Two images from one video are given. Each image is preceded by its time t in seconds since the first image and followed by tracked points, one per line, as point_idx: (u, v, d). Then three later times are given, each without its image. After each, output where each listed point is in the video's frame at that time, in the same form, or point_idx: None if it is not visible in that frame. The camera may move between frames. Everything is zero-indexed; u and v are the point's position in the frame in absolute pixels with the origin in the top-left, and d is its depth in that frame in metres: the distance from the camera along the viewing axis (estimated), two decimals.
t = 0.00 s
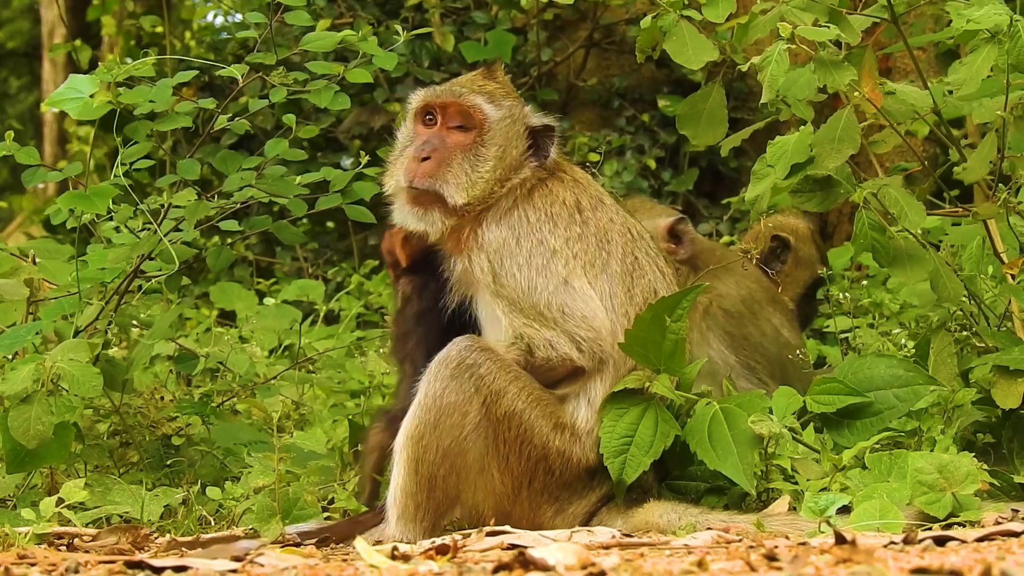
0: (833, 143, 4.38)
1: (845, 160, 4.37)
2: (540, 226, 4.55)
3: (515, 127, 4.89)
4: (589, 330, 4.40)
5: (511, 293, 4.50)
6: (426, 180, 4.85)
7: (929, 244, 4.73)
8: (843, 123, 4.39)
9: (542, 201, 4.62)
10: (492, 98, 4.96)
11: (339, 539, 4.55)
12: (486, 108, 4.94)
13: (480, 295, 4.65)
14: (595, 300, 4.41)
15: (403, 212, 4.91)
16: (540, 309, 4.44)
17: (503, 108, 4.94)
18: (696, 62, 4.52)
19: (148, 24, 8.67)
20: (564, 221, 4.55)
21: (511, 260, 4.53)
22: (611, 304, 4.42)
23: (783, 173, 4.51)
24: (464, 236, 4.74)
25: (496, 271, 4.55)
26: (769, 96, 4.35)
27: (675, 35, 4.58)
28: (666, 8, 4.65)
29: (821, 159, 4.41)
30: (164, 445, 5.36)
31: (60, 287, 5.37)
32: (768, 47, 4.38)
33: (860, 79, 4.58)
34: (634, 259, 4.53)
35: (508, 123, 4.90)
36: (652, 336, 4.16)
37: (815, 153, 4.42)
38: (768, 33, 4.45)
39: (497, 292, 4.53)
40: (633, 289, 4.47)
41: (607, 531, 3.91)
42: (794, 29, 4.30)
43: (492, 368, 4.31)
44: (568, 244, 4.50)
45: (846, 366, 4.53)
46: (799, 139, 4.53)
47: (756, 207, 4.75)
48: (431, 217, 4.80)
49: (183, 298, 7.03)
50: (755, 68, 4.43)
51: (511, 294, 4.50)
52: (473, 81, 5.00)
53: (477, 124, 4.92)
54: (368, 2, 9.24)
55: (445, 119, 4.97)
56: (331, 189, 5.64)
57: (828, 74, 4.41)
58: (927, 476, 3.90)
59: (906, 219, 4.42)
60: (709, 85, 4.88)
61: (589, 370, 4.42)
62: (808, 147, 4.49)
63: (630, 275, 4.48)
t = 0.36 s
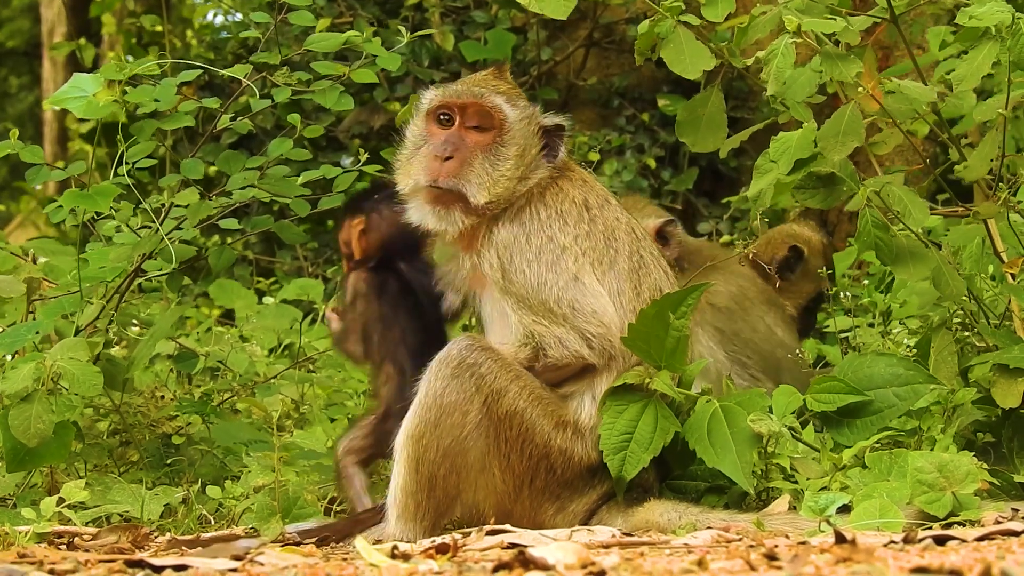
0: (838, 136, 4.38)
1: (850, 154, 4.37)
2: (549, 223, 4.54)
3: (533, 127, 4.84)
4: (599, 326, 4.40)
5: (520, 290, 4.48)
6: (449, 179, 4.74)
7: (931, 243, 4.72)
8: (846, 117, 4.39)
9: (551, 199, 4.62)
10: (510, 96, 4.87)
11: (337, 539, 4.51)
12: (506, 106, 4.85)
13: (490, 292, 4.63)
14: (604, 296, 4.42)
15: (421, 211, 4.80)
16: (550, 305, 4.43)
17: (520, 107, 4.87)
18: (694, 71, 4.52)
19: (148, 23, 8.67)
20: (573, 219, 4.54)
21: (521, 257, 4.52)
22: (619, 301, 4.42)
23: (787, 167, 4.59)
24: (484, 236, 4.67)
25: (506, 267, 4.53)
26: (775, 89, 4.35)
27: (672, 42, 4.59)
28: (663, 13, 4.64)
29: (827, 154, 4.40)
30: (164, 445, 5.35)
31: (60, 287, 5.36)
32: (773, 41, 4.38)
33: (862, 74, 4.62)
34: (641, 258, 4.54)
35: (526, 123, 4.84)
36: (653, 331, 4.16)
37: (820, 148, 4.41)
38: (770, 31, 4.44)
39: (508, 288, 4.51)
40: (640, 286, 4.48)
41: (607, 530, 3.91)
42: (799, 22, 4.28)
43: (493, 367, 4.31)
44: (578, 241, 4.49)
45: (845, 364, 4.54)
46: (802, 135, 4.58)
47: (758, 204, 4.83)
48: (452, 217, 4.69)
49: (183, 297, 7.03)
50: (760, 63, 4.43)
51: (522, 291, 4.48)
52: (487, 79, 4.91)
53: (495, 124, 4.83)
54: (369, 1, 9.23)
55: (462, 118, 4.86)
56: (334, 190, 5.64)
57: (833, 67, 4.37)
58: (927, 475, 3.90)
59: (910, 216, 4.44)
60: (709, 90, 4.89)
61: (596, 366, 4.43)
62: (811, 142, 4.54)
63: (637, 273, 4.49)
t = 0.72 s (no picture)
0: (829, 141, 4.38)
1: (842, 158, 4.38)
2: (551, 222, 4.56)
3: (538, 128, 4.81)
4: (600, 323, 4.40)
5: (520, 289, 4.49)
6: (461, 181, 4.68)
7: (929, 243, 4.72)
8: (839, 122, 4.38)
9: (552, 198, 4.62)
10: (515, 96, 4.81)
11: (337, 538, 4.47)
12: (512, 105, 4.79)
13: (490, 292, 4.62)
14: (605, 295, 4.43)
15: (430, 214, 4.73)
16: (551, 302, 4.44)
17: (526, 106, 4.81)
18: (686, 74, 4.52)
19: (148, 23, 8.66)
20: (574, 217, 4.55)
21: (523, 255, 4.53)
22: (619, 299, 4.45)
23: (781, 171, 4.56)
24: (491, 236, 4.64)
25: (509, 266, 4.53)
26: (766, 93, 4.32)
27: (666, 45, 4.60)
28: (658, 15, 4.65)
29: (819, 158, 4.41)
30: (164, 444, 5.34)
31: (60, 286, 5.35)
32: (765, 45, 4.37)
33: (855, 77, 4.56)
34: (639, 256, 4.57)
35: (532, 122, 4.79)
36: (653, 328, 4.16)
37: (814, 151, 4.42)
38: (764, 35, 4.45)
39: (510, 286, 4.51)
40: (638, 284, 4.51)
41: (607, 528, 3.91)
42: (789, 27, 4.30)
43: (493, 365, 4.31)
44: (580, 240, 4.49)
45: (843, 362, 4.54)
46: (798, 137, 4.56)
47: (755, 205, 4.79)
48: (463, 219, 4.65)
49: (183, 297, 7.02)
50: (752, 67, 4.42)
51: (524, 290, 4.49)
52: (493, 79, 4.85)
53: (502, 125, 4.77)
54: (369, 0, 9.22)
55: (469, 119, 4.79)
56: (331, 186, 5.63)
57: (823, 72, 4.41)
58: (927, 474, 3.91)
59: (907, 217, 4.45)
60: (704, 93, 4.89)
61: (595, 364, 4.44)
62: (806, 145, 4.53)
63: (636, 270, 4.53)
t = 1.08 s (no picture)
0: (830, 140, 4.38)
1: (843, 157, 4.38)
2: (547, 222, 4.57)
3: (538, 129, 4.81)
4: (590, 326, 4.41)
5: (513, 290, 4.49)
6: (463, 181, 4.68)
7: (928, 243, 4.71)
8: (840, 121, 4.38)
9: (548, 198, 4.64)
10: (515, 97, 4.82)
11: (337, 537, 4.48)
12: (513, 106, 4.79)
13: (483, 294, 4.63)
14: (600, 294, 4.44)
15: (431, 213, 4.73)
16: (547, 301, 4.44)
17: (526, 108, 4.82)
18: (689, 71, 4.53)
19: (148, 23, 8.66)
20: (570, 217, 4.55)
21: (519, 255, 4.53)
22: (613, 298, 4.46)
23: (781, 171, 4.59)
24: (488, 238, 4.65)
25: (505, 266, 4.53)
26: (767, 92, 4.34)
27: (669, 41, 4.59)
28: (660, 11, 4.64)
29: (820, 157, 4.40)
30: (164, 443, 5.34)
31: (60, 285, 5.35)
32: (766, 44, 4.36)
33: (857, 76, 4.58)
34: (635, 255, 4.57)
35: (532, 124, 4.80)
36: (652, 326, 4.16)
37: (814, 151, 4.41)
38: (766, 33, 4.44)
39: (506, 286, 4.51)
40: (634, 283, 4.52)
41: (607, 528, 3.90)
42: (790, 26, 4.28)
43: (490, 363, 4.31)
44: (575, 240, 4.50)
45: (844, 361, 4.53)
46: (798, 137, 4.58)
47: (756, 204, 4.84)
48: (465, 219, 4.65)
49: (183, 296, 7.02)
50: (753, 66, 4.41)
51: (516, 292, 4.49)
52: (494, 79, 4.84)
53: (503, 126, 4.77)
54: None
55: (471, 120, 4.78)
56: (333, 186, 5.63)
57: (826, 70, 4.39)
58: (927, 474, 3.91)
59: (906, 216, 4.45)
60: (706, 88, 4.88)
61: (591, 363, 4.44)
62: (807, 144, 4.54)
63: (632, 269, 4.53)
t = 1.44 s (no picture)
0: (832, 140, 4.37)
1: (844, 157, 4.37)
2: (543, 222, 4.58)
3: (535, 130, 4.86)
4: (585, 326, 4.40)
5: (510, 289, 4.49)
6: (463, 181, 4.72)
7: (930, 242, 4.71)
8: (842, 121, 4.38)
9: (544, 199, 4.65)
10: (513, 100, 4.87)
11: (338, 537, 4.44)
12: (512, 108, 4.85)
13: (480, 296, 4.63)
14: (595, 292, 4.43)
15: (431, 213, 4.76)
16: (543, 301, 4.43)
17: (524, 111, 4.88)
18: (694, 69, 4.52)
19: (149, 21, 8.65)
20: (566, 217, 4.56)
21: (516, 255, 4.54)
22: (608, 296, 4.44)
23: (783, 169, 4.57)
24: (484, 239, 4.66)
25: (502, 266, 4.54)
26: (768, 93, 4.33)
27: (673, 39, 4.59)
28: (663, 9, 4.63)
29: (821, 157, 4.40)
30: (165, 442, 5.35)
31: (60, 284, 5.34)
32: (767, 44, 4.35)
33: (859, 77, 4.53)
34: (631, 255, 4.57)
35: (530, 126, 4.85)
36: (653, 325, 4.16)
37: (816, 150, 4.41)
38: (769, 30, 4.43)
39: (503, 285, 4.51)
40: (630, 283, 4.51)
41: (608, 527, 3.91)
42: (793, 26, 4.27)
43: (488, 362, 4.31)
44: (571, 239, 4.51)
45: (845, 359, 4.52)
46: (798, 137, 4.57)
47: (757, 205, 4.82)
48: (464, 219, 4.68)
49: (183, 295, 7.02)
50: (755, 65, 4.41)
51: (511, 293, 4.48)
52: (492, 80, 4.90)
53: (501, 127, 4.82)
54: None
55: (470, 120, 4.84)
56: (337, 187, 5.63)
57: (826, 72, 4.40)
58: (928, 474, 3.91)
59: (907, 217, 4.43)
60: (709, 87, 4.88)
61: (588, 363, 4.41)
62: (808, 144, 4.53)
63: (627, 269, 4.52)
